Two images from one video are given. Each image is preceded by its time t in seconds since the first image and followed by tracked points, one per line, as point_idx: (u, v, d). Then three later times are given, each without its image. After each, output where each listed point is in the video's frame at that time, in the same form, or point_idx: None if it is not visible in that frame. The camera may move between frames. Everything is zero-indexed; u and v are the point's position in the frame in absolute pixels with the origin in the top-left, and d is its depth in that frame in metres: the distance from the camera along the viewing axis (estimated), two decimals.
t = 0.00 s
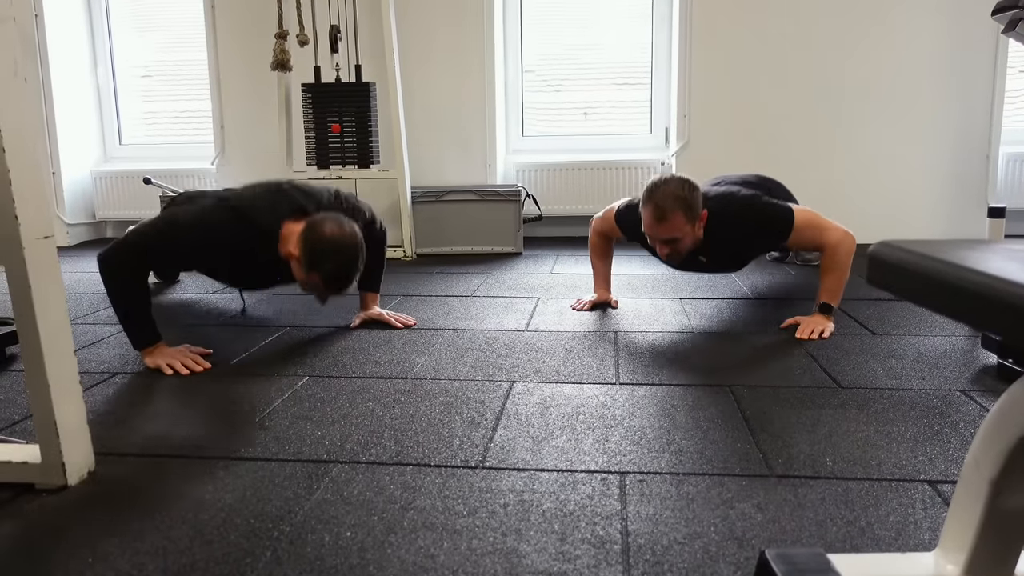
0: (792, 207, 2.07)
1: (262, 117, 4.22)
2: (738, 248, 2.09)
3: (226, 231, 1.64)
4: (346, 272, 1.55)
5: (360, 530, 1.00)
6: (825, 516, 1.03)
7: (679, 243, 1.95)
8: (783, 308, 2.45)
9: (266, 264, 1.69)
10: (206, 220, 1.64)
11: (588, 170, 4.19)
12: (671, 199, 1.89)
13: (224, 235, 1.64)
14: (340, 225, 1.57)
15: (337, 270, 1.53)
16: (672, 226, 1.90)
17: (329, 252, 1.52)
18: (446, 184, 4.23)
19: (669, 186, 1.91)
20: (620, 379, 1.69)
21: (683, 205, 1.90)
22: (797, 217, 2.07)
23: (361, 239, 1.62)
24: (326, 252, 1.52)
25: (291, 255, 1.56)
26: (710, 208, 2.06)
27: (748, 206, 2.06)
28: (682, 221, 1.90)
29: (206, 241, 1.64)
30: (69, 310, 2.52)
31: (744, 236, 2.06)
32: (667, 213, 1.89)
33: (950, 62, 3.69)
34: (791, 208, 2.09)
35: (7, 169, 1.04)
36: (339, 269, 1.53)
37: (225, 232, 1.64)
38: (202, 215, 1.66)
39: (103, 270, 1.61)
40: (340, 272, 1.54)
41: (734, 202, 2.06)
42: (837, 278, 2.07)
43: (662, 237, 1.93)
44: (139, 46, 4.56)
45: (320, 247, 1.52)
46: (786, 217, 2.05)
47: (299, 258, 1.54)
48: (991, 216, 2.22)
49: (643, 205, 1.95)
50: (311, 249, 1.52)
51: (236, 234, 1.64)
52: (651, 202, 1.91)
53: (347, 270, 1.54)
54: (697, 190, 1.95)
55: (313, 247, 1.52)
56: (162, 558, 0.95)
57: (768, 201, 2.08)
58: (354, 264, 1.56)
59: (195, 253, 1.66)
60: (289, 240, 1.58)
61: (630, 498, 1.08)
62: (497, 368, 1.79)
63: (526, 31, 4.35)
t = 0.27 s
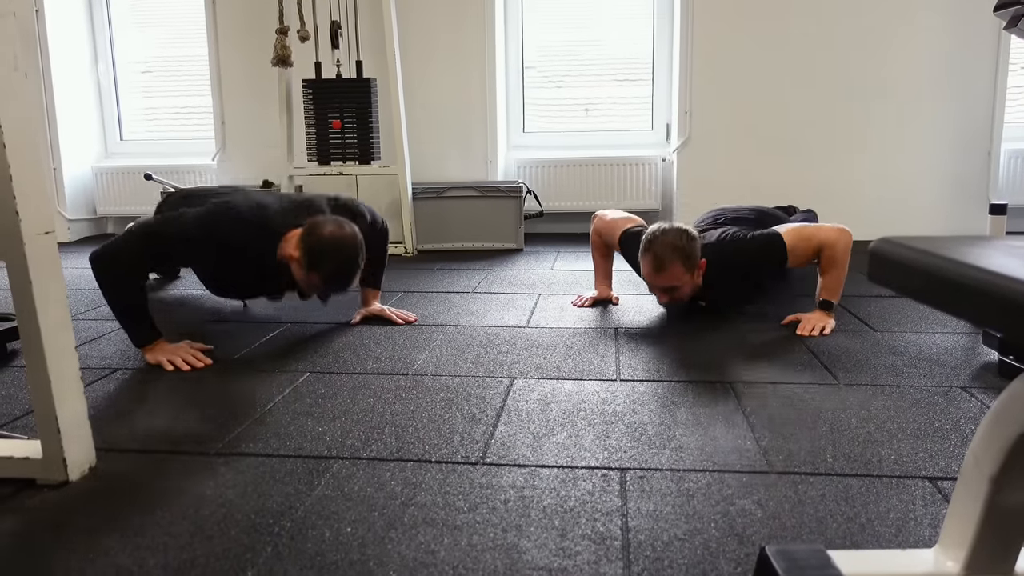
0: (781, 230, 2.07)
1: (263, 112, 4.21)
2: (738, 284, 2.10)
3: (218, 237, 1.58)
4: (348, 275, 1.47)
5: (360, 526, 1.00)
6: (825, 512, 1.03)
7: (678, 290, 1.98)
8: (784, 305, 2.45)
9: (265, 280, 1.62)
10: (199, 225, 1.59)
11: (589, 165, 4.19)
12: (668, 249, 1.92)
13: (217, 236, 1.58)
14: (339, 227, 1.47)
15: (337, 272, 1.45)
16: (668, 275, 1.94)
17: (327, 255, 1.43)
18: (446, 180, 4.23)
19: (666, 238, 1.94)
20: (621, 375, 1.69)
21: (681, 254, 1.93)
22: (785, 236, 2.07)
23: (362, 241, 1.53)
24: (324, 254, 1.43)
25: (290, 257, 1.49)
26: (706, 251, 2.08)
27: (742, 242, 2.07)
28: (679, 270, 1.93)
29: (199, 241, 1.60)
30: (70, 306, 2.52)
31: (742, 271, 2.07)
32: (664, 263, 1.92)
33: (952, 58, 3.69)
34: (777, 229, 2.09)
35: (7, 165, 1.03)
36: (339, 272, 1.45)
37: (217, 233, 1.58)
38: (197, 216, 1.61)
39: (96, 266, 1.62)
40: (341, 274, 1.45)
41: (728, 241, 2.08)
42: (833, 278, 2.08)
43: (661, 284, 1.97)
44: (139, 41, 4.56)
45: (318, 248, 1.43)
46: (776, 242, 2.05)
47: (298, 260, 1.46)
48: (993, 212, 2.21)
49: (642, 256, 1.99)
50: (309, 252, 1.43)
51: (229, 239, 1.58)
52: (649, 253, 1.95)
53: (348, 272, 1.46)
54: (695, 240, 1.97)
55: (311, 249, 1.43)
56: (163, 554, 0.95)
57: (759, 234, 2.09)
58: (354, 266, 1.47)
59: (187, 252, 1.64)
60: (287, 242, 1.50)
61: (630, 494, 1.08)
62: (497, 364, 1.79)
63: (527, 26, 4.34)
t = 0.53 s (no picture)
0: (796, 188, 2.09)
1: (264, 111, 4.21)
2: (740, 223, 2.09)
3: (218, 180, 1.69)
4: (344, 208, 1.58)
5: (360, 525, 1.00)
6: (825, 512, 1.03)
7: (683, 206, 1.96)
8: (784, 305, 2.45)
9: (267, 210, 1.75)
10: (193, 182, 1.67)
11: (590, 165, 4.19)
12: (675, 163, 1.89)
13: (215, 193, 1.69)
14: (337, 161, 1.61)
15: (333, 207, 1.56)
16: (676, 190, 1.90)
17: (324, 185, 1.55)
18: (447, 179, 4.23)
19: (673, 151, 1.91)
20: (621, 375, 1.70)
21: (688, 168, 1.90)
22: (802, 200, 2.09)
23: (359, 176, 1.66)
24: (321, 187, 1.55)
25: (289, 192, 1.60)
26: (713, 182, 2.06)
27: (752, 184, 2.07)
28: (686, 184, 1.90)
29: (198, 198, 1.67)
30: (70, 305, 2.52)
31: (746, 209, 2.06)
32: (671, 177, 1.89)
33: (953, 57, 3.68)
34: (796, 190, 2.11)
35: (8, 163, 1.03)
36: (335, 206, 1.56)
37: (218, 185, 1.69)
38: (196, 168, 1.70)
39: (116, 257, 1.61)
40: (337, 207, 1.57)
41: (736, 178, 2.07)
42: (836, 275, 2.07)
43: (666, 200, 1.94)
44: (140, 40, 4.56)
45: (317, 181, 1.55)
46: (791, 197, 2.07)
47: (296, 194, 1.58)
48: (994, 213, 2.21)
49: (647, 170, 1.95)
50: (307, 182, 1.55)
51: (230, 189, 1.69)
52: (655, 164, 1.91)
53: (344, 206, 1.58)
54: (701, 155, 1.95)
55: (309, 180, 1.55)
56: (163, 552, 0.95)
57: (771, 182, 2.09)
58: (350, 199, 1.60)
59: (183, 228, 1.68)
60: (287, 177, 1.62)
61: (631, 493, 1.08)
62: (498, 364, 1.79)
63: (528, 25, 4.34)
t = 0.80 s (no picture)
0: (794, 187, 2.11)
1: (263, 113, 4.22)
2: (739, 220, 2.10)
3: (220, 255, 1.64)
4: (347, 310, 1.56)
5: (359, 527, 1.00)
6: (823, 514, 1.03)
7: (682, 209, 1.94)
8: (782, 307, 2.46)
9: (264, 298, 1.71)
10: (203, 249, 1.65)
11: (588, 167, 4.19)
12: (672, 163, 1.87)
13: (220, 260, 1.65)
14: (339, 260, 1.59)
15: (337, 305, 1.54)
16: (675, 194, 1.89)
17: (327, 289, 1.54)
18: (446, 181, 4.23)
19: (670, 153, 1.89)
20: (620, 377, 1.70)
21: (684, 170, 1.89)
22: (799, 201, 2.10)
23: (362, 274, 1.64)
24: (325, 287, 1.54)
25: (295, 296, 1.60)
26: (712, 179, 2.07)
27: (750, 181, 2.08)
28: (684, 188, 1.89)
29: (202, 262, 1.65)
30: (68, 307, 2.52)
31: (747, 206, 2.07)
32: (668, 180, 1.87)
33: (951, 60, 3.69)
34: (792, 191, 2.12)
35: (7, 165, 1.03)
36: (339, 305, 1.55)
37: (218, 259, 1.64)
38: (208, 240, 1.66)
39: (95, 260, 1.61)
40: (341, 307, 1.55)
41: (737, 176, 2.08)
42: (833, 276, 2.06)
43: (664, 205, 1.92)
44: (138, 42, 4.56)
45: (321, 284, 1.54)
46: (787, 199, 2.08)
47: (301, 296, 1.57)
48: (991, 215, 2.22)
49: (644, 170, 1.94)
50: (310, 287, 1.55)
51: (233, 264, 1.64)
52: (653, 168, 1.90)
53: (347, 306, 1.55)
54: (697, 156, 1.94)
55: (312, 285, 1.54)
56: (162, 554, 0.95)
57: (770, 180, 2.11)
58: (353, 300, 1.57)
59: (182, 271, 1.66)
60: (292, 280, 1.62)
61: (629, 495, 1.08)
62: (496, 366, 1.79)
63: (526, 28, 4.35)
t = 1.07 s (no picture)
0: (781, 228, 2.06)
1: (266, 113, 4.22)
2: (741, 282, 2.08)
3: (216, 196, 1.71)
4: (342, 212, 1.58)
5: (362, 527, 1.00)
6: (826, 514, 1.03)
7: (682, 284, 1.98)
8: (785, 307, 2.45)
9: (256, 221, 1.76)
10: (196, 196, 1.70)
11: (591, 167, 4.19)
12: (669, 243, 1.90)
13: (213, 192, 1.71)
14: (339, 165, 1.61)
15: (332, 207, 1.57)
16: (675, 271, 1.92)
17: (326, 189, 1.56)
18: (448, 181, 4.23)
19: (669, 233, 1.92)
20: (622, 377, 1.70)
21: (684, 249, 1.92)
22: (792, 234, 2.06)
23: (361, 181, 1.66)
24: (322, 188, 1.56)
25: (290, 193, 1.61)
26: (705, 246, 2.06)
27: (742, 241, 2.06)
28: (683, 265, 1.92)
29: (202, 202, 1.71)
30: (73, 307, 2.53)
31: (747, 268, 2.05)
32: (668, 259, 1.91)
33: (954, 59, 3.68)
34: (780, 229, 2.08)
35: (10, 165, 1.04)
36: (335, 205, 1.57)
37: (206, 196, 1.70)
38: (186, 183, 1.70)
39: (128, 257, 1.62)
40: (337, 210, 1.57)
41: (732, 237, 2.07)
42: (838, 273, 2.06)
43: (663, 281, 1.96)
44: (142, 42, 4.57)
45: (318, 184, 1.56)
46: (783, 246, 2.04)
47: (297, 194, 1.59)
48: (995, 215, 2.21)
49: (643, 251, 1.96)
50: (307, 185, 1.56)
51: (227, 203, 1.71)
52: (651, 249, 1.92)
53: (342, 210, 1.58)
54: (694, 231, 1.95)
55: (308, 184, 1.56)
56: (165, 554, 0.95)
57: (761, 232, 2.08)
58: (349, 205, 1.59)
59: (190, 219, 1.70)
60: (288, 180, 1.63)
61: (631, 495, 1.08)
62: (499, 366, 1.79)
63: (529, 28, 4.35)
